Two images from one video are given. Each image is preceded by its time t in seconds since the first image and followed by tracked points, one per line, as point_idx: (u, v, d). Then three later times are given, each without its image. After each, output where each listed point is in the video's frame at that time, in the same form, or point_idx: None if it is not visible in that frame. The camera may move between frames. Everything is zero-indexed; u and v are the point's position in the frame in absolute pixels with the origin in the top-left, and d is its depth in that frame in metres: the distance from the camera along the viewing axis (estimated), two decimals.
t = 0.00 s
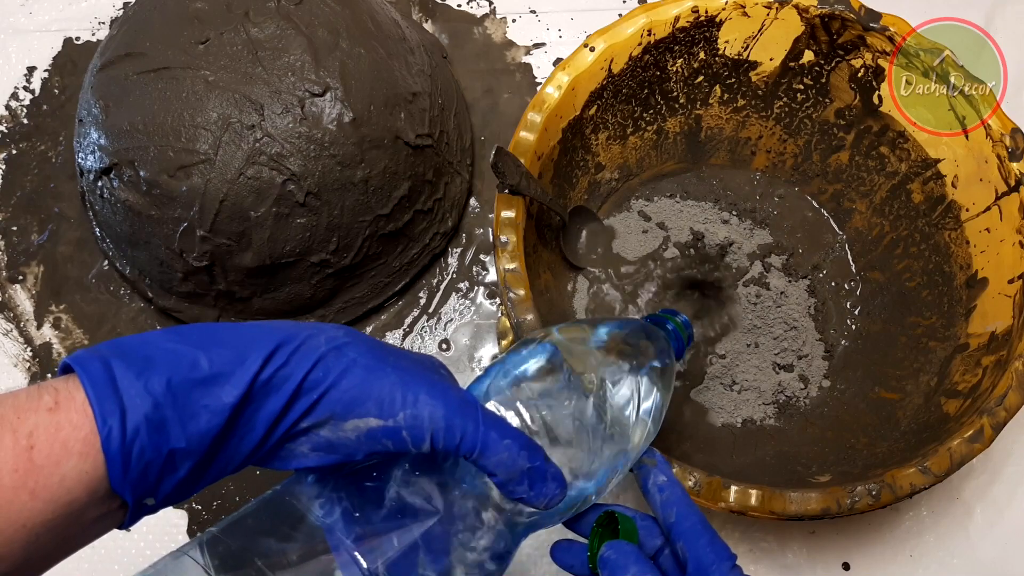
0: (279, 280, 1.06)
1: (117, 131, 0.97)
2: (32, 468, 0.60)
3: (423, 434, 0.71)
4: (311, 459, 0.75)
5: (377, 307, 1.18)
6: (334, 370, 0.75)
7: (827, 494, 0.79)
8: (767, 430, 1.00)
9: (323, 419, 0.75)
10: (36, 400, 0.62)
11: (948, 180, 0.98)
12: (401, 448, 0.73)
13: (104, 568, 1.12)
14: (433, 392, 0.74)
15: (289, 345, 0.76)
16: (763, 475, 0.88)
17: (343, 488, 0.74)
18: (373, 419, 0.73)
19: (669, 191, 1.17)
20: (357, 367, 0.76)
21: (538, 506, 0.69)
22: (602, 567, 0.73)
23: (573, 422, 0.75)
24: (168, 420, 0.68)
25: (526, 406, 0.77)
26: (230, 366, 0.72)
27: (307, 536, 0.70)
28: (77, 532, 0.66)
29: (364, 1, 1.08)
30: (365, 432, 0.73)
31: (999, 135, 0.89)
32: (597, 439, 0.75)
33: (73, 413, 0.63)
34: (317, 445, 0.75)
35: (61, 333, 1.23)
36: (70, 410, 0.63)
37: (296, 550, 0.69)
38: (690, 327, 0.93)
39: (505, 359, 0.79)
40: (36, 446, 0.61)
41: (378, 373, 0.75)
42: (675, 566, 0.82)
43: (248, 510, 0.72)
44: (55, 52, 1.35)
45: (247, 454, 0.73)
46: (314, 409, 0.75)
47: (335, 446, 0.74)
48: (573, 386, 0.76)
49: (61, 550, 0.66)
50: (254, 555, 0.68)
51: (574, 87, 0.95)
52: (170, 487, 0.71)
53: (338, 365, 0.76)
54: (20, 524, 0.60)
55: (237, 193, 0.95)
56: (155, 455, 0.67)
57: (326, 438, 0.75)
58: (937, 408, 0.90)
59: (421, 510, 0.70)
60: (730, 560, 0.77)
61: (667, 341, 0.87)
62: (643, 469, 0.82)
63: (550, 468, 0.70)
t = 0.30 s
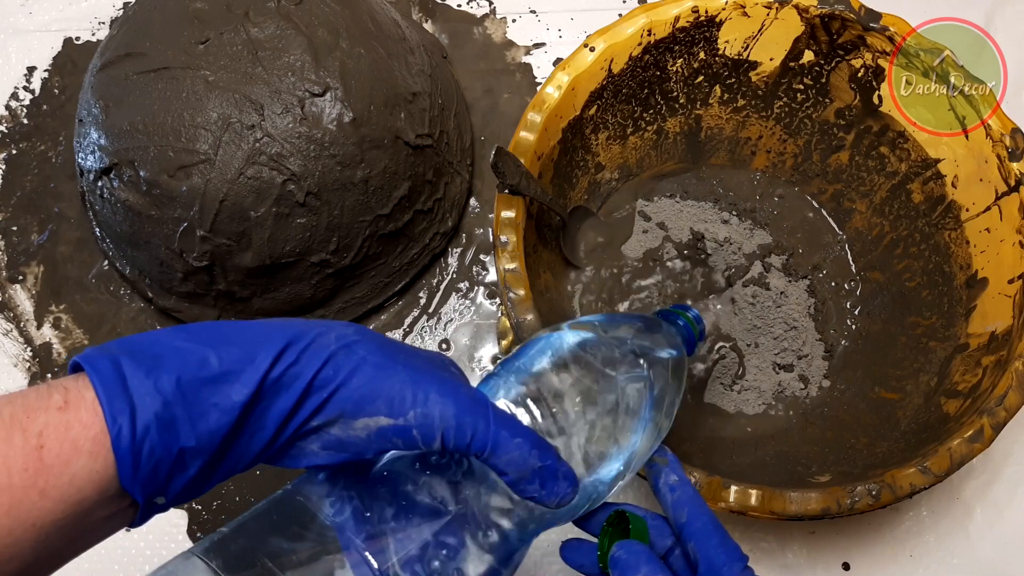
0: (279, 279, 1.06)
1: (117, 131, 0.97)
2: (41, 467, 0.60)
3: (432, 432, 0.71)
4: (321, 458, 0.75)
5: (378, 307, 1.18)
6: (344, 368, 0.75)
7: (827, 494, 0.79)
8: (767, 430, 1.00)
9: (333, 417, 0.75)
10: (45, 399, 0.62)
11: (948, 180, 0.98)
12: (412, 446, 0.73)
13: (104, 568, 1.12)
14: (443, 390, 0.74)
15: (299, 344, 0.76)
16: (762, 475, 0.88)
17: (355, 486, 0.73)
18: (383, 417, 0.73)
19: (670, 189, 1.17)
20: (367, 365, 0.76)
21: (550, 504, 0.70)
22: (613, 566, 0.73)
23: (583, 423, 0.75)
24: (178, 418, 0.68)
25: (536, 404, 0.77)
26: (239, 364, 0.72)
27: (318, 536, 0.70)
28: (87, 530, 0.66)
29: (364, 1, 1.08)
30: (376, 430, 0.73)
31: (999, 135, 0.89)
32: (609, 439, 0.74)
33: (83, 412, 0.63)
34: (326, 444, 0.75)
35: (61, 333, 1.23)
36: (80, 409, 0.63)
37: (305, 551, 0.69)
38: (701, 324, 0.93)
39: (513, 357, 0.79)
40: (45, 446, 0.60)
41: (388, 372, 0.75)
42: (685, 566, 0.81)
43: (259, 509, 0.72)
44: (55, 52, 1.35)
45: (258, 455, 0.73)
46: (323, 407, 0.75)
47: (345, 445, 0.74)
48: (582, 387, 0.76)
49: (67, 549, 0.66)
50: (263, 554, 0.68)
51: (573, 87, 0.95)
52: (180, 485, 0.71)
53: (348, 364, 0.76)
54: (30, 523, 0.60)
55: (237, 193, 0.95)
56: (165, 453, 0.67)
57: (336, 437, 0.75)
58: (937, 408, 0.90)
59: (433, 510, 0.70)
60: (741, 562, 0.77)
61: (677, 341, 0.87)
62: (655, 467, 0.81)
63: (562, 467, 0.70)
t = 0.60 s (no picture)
0: (279, 279, 1.06)
1: (117, 131, 0.97)
2: (40, 477, 0.60)
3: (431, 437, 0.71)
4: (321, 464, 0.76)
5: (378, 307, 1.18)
6: (342, 373, 0.76)
7: (827, 494, 0.80)
8: (767, 430, 1.00)
9: (332, 422, 0.75)
10: (44, 409, 0.63)
11: (948, 180, 0.98)
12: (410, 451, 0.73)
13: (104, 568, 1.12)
14: (441, 395, 0.74)
15: (297, 349, 0.76)
16: (762, 475, 0.88)
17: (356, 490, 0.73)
18: (382, 423, 0.73)
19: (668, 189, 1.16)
20: (365, 370, 0.76)
21: (549, 508, 0.70)
22: (612, 569, 0.73)
23: (585, 424, 0.75)
24: (178, 426, 0.68)
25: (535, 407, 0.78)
26: (238, 371, 0.72)
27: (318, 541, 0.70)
28: (88, 538, 0.66)
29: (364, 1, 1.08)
30: (374, 436, 0.73)
31: (999, 135, 0.89)
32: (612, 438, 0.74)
33: (82, 421, 0.64)
34: (326, 450, 0.76)
35: (61, 333, 1.23)
36: (79, 418, 0.64)
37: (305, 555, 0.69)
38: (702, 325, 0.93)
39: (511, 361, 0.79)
40: (44, 455, 0.61)
41: (386, 377, 0.76)
42: (685, 568, 0.81)
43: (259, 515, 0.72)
44: (55, 52, 1.35)
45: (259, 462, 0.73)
46: (322, 413, 0.75)
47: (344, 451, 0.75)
48: (583, 387, 0.76)
49: (69, 554, 0.66)
50: (262, 560, 0.68)
51: (574, 87, 0.95)
52: (180, 492, 0.71)
53: (346, 369, 0.76)
54: (29, 533, 0.60)
55: (237, 193, 0.95)
56: (164, 461, 0.67)
57: (335, 442, 0.75)
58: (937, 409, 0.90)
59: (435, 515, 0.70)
60: (740, 564, 0.77)
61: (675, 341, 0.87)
62: (654, 469, 0.81)
63: (561, 471, 0.70)
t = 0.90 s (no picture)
0: (279, 279, 1.06)
1: (117, 131, 0.97)
2: (31, 489, 0.60)
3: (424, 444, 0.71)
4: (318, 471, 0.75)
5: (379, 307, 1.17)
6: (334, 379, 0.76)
7: (827, 494, 0.80)
8: (767, 430, 1.00)
9: (325, 429, 0.75)
10: (33, 420, 0.62)
11: (948, 180, 0.98)
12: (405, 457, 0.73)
13: (104, 568, 1.11)
14: (434, 400, 0.74)
15: (289, 356, 0.76)
16: (762, 475, 0.88)
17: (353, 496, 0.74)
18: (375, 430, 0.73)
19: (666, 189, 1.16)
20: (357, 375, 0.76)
21: (543, 512, 0.70)
22: (611, 570, 0.73)
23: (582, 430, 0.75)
24: (169, 436, 0.68)
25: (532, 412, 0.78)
26: (230, 379, 0.72)
27: (311, 550, 0.71)
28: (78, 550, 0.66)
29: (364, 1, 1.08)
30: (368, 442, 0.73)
31: (999, 135, 0.89)
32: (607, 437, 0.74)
33: (72, 433, 0.64)
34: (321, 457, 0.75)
35: (61, 333, 1.23)
36: (69, 430, 0.64)
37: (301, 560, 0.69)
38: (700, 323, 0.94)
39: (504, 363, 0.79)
40: (34, 467, 0.60)
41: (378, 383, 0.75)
42: (683, 569, 0.81)
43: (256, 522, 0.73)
44: (55, 53, 1.35)
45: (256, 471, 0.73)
46: (315, 420, 0.75)
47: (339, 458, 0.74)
48: (576, 386, 0.77)
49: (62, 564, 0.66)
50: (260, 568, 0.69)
51: (574, 87, 0.95)
52: (173, 501, 0.71)
53: (338, 375, 0.76)
54: (21, 545, 0.60)
55: (237, 192, 0.95)
56: (156, 471, 0.67)
57: (328, 449, 0.75)
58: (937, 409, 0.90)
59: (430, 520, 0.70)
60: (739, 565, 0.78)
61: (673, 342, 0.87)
62: (652, 470, 0.81)
63: (556, 475, 0.70)
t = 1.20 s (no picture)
0: (279, 279, 1.06)
1: (117, 131, 0.97)
2: (27, 507, 0.61)
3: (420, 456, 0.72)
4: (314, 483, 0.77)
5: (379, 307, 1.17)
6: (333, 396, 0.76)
7: (827, 494, 0.80)
8: (767, 430, 1.00)
9: (319, 441, 0.76)
10: (30, 437, 0.63)
11: (948, 181, 0.98)
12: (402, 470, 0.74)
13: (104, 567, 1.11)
14: (431, 414, 0.74)
15: (281, 371, 0.76)
16: (763, 476, 0.88)
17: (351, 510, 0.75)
18: (372, 447, 0.74)
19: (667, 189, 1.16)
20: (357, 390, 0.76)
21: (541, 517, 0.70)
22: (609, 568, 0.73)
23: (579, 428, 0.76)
24: (163, 452, 0.68)
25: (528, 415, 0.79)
26: (223, 394, 0.72)
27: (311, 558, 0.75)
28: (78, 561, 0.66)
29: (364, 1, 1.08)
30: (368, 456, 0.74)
31: (999, 135, 0.89)
32: (605, 437, 0.75)
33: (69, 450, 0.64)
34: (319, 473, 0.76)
35: (61, 333, 1.23)
36: (65, 448, 0.63)
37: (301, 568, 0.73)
38: (697, 318, 0.95)
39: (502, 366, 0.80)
40: (31, 486, 0.61)
41: (378, 397, 0.76)
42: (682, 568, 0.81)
43: (257, 533, 0.78)
44: (55, 53, 1.35)
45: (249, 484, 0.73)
46: (309, 432, 0.76)
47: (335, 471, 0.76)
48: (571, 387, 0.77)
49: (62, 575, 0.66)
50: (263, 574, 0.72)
51: (573, 87, 0.95)
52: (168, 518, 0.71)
53: (334, 391, 0.76)
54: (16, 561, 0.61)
55: (237, 193, 0.95)
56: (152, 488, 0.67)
57: (323, 460, 0.76)
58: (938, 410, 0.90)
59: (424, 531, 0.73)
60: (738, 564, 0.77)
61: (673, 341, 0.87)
62: (650, 469, 0.81)
63: (551, 480, 0.70)
